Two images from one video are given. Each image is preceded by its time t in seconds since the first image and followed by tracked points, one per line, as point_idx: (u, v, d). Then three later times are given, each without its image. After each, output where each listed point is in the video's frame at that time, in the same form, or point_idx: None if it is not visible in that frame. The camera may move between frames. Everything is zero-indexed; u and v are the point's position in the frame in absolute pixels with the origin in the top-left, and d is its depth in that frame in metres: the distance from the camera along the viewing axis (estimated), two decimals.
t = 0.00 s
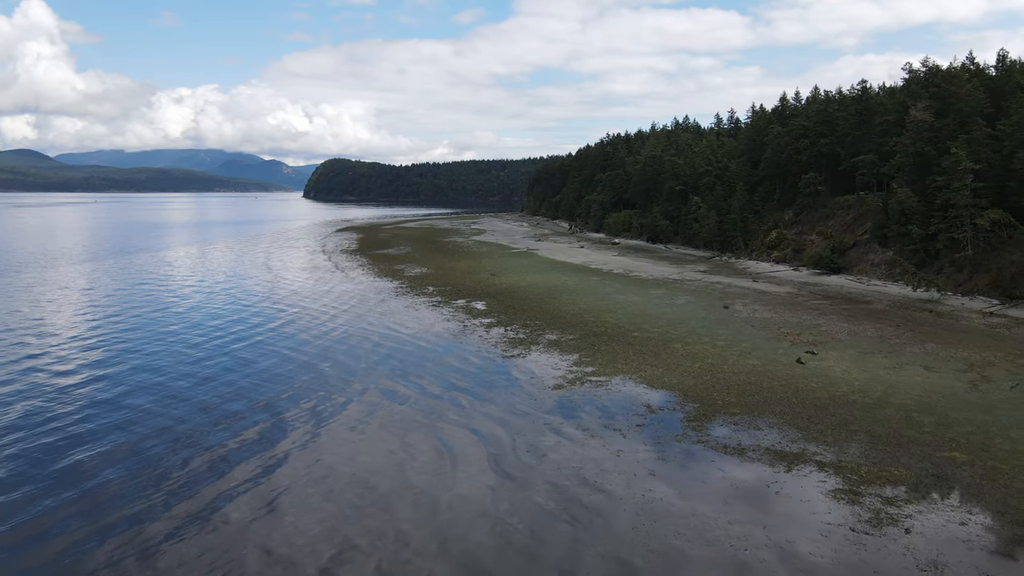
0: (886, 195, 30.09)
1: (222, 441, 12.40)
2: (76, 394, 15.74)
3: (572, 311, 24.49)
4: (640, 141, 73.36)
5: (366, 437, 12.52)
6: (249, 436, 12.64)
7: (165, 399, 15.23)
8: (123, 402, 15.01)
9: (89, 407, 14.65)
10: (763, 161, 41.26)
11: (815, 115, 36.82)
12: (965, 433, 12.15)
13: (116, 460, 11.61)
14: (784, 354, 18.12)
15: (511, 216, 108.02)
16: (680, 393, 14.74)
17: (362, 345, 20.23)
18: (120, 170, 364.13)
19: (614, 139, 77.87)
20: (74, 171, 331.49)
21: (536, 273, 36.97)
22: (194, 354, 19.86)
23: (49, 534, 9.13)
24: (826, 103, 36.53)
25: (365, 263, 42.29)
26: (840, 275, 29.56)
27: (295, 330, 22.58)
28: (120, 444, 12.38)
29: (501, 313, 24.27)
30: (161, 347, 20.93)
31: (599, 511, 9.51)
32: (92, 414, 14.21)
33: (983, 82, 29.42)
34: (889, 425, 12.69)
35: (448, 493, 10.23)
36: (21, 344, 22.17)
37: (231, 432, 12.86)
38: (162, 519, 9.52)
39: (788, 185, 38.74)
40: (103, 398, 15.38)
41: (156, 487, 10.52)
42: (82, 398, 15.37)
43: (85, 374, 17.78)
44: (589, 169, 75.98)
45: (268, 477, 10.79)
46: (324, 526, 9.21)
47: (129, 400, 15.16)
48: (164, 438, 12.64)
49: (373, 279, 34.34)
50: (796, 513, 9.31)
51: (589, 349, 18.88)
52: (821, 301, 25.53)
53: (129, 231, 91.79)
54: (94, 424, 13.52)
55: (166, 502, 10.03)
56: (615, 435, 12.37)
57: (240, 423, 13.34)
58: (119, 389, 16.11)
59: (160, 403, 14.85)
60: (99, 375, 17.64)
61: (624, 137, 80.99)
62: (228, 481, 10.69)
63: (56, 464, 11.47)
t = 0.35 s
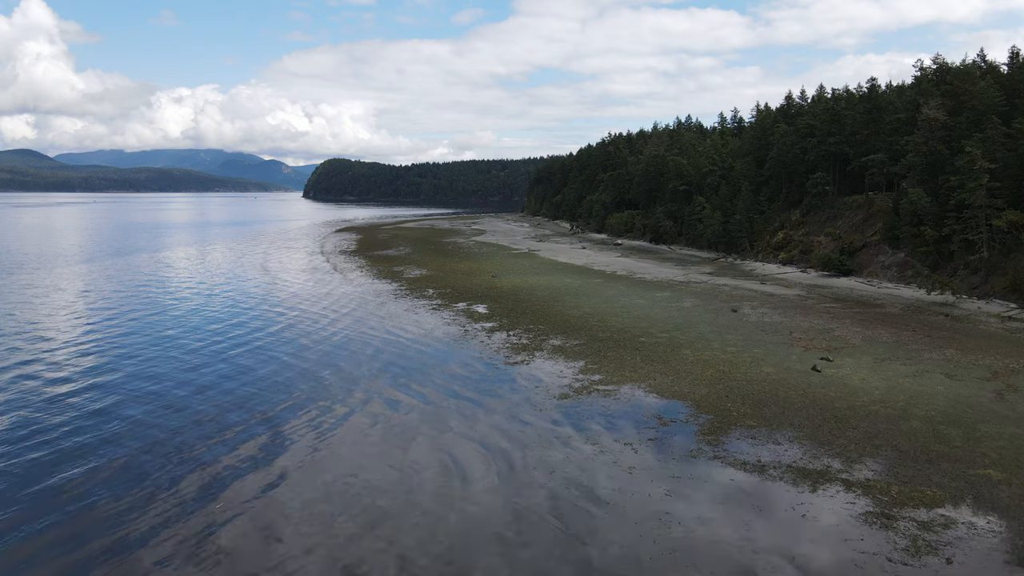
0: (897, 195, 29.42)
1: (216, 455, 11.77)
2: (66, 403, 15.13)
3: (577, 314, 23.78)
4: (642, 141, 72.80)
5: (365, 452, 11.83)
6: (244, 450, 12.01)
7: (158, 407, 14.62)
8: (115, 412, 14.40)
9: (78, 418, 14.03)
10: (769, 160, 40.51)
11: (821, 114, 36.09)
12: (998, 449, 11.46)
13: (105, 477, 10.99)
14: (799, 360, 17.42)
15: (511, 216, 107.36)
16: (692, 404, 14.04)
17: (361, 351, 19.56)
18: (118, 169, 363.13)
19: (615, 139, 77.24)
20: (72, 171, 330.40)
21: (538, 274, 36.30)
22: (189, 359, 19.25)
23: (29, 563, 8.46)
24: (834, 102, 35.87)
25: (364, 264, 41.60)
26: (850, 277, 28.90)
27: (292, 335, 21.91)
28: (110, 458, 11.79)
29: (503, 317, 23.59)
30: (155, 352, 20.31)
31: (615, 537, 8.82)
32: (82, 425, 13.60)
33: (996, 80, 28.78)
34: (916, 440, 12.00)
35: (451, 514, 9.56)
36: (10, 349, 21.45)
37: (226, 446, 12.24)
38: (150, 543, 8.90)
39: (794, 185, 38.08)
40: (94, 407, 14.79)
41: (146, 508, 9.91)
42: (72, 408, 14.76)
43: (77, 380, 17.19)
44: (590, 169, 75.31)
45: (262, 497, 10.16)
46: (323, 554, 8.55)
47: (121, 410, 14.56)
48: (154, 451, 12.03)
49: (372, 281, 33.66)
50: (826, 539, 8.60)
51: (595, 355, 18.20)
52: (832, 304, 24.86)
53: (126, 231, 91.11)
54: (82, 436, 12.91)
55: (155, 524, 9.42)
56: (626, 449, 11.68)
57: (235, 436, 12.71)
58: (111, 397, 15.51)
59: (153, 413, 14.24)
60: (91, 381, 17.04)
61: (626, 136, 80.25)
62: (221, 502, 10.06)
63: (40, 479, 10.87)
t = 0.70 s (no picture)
0: (909, 195, 28.73)
1: (207, 472, 11.09)
2: (52, 412, 14.47)
3: (581, 318, 23.10)
4: (644, 140, 72.10)
5: (362, 470, 11.11)
6: (237, 466, 11.33)
7: (148, 417, 13.94)
8: (103, 422, 13.73)
9: (64, 429, 13.36)
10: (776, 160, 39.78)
11: (830, 112, 35.36)
12: None
13: (89, 495, 10.31)
14: (813, 368, 16.71)
15: (512, 216, 106.65)
16: (706, 415, 13.33)
17: (360, 357, 18.87)
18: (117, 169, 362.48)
19: (617, 139, 76.51)
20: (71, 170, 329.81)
21: (540, 276, 35.61)
22: (183, 364, 18.60)
23: None
24: (843, 100, 35.18)
25: (363, 265, 40.88)
26: (860, 279, 28.25)
27: (289, 339, 21.22)
28: (96, 473, 11.12)
29: (506, 320, 22.92)
30: (147, 357, 19.65)
31: (634, 565, 8.13)
32: (68, 436, 12.95)
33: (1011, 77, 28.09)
34: (946, 456, 11.28)
35: (457, 539, 8.87)
36: None
37: (218, 461, 11.56)
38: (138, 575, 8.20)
39: (801, 185, 37.39)
40: (81, 416, 14.12)
41: (131, 531, 9.24)
42: (58, 417, 14.10)
43: (66, 386, 16.53)
44: (592, 169, 74.62)
45: (254, 520, 9.47)
46: None
47: (110, 419, 13.90)
48: (144, 467, 11.33)
49: (371, 283, 32.99)
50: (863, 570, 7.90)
51: (602, 362, 17.52)
52: (843, 307, 24.16)
53: (123, 230, 90.27)
54: (67, 449, 12.24)
55: (140, 551, 8.75)
56: (638, 467, 10.95)
57: (227, 450, 12.02)
58: (100, 406, 14.85)
59: (143, 423, 13.58)
60: (79, 388, 16.37)
61: (627, 136, 79.47)
62: (210, 525, 9.38)
63: (20, 497, 10.22)
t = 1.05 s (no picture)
0: (921, 195, 28.05)
1: (195, 491, 10.38)
2: (35, 421, 13.78)
3: (586, 322, 22.41)
4: (646, 139, 71.39)
5: (361, 489, 10.40)
6: (227, 484, 10.63)
7: (135, 428, 13.26)
8: (88, 433, 13.07)
9: (46, 440, 12.68)
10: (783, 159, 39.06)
11: (838, 110, 34.66)
12: None
13: (67, 515, 9.64)
14: (830, 376, 15.99)
15: (513, 216, 105.81)
16: (721, 428, 12.60)
17: (357, 363, 18.14)
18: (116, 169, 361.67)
19: (619, 138, 75.76)
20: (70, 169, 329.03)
21: (542, 277, 34.89)
22: (174, 369, 17.91)
23: None
24: (851, 98, 34.50)
25: (362, 266, 40.16)
26: (871, 282, 27.56)
27: (285, 344, 20.50)
28: (77, 492, 10.44)
29: (509, 324, 22.23)
30: (139, 361, 18.99)
31: None
32: (49, 448, 12.26)
33: None
34: (980, 473, 10.58)
35: (468, 568, 8.19)
36: None
37: (208, 478, 10.87)
38: None
39: (808, 185, 36.69)
40: (65, 427, 13.43)
41: (110, 559, 8.57)
42: (40, 428, 13.40)
43: (52, 393, 15.84)
44: (593, 169, 73.89)
45: (250, 546, 8.78)
46: None
47: (95, 430, 13.22)
48: (135, 485, 10.63)
49: (370, 285, 32.28)
50: None
51: (609, 369, 16.82)
52: (856, 311, 23.46)
53: (120, 230, 89.37)
54: (48, 463, 11.58)
55: None
56: (653, 486, 10.20)
57: (217, 466, 11.31)
58: (84, 415, 14.16)
59: (130, 435, 12.90)
60: (65, 396, 15.67)
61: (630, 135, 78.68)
62: (196, 552, 8.69)
63: None
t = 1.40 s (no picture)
0: (934, 195, 27.39)
1: (183, 513, 9.69)
2: (18, 433, 13.10)
3: (591, 327, 21.73)
4: (647, 139, 70.72)
5: (363, 510, 9.71)
6: (217, 506, 9.92)
7: (121, 442, 12.54)
8: (71, 447, 12.35)
9: (30, 455, 11.96)
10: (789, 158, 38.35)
11: (846, 109, 33.95)
12: None
13: (45, 540, 8.96)
14: (849, 384, 15.28)
15: (513, 216, 105.06)
16: (739, 442, 11.90)
17: (355, 369, 17.40)
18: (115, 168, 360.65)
19: (620, 137, 75.08)
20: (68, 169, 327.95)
21: (545, 279, 34.17)
22: (166, 377, 17.19)
23: None
24: (860, 96, 33.84)
25: (361, 268, 39.44)
26: (882, 284, 26.89)
27: (282, 349, 19.78)
28: (56, 514, 9.73)
29: (511, 329, 21.56)
30: (129, 368, 18.27)
31: None
32: (32, 464, 11.56)
33: None
34: (1019, 493, 9.89)
35: None
36: None
37: (197, 499, 10.16)
38: None
39: (816, 185, 36.01)
40: (48, 440, 12.74)
41: None
42: (24, 441, 12.70)
43: (41, 403, 15.13)
44: (595, 168, 73.20)
45: None
46: None
47: (80, 444, 12.51)
48: (125, 506, 9.94)
49: (369, 287, 31.61)
50: None
51: (617, 377, 16.12)
52: (869, 315, 22.77)
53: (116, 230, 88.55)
54: (28, 480, 10.88)
55: None
56: (670, 508, 9.49)
57: (207, 485, 10.61)
58: (73, 427, 13.45)
59: (115, 449, 12.19)
60: (50, 405, 14.97)
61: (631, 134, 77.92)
62: None
63: None
